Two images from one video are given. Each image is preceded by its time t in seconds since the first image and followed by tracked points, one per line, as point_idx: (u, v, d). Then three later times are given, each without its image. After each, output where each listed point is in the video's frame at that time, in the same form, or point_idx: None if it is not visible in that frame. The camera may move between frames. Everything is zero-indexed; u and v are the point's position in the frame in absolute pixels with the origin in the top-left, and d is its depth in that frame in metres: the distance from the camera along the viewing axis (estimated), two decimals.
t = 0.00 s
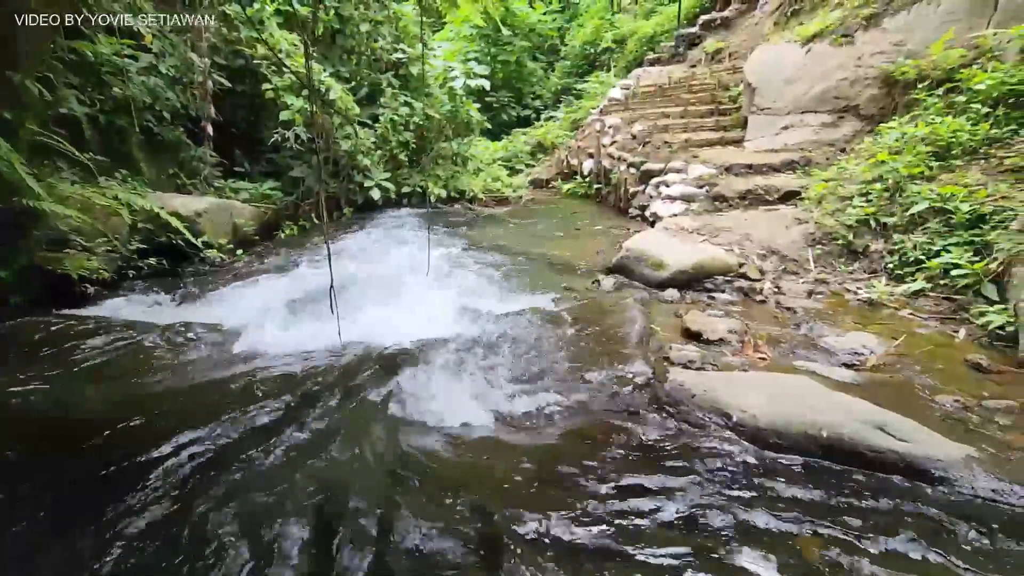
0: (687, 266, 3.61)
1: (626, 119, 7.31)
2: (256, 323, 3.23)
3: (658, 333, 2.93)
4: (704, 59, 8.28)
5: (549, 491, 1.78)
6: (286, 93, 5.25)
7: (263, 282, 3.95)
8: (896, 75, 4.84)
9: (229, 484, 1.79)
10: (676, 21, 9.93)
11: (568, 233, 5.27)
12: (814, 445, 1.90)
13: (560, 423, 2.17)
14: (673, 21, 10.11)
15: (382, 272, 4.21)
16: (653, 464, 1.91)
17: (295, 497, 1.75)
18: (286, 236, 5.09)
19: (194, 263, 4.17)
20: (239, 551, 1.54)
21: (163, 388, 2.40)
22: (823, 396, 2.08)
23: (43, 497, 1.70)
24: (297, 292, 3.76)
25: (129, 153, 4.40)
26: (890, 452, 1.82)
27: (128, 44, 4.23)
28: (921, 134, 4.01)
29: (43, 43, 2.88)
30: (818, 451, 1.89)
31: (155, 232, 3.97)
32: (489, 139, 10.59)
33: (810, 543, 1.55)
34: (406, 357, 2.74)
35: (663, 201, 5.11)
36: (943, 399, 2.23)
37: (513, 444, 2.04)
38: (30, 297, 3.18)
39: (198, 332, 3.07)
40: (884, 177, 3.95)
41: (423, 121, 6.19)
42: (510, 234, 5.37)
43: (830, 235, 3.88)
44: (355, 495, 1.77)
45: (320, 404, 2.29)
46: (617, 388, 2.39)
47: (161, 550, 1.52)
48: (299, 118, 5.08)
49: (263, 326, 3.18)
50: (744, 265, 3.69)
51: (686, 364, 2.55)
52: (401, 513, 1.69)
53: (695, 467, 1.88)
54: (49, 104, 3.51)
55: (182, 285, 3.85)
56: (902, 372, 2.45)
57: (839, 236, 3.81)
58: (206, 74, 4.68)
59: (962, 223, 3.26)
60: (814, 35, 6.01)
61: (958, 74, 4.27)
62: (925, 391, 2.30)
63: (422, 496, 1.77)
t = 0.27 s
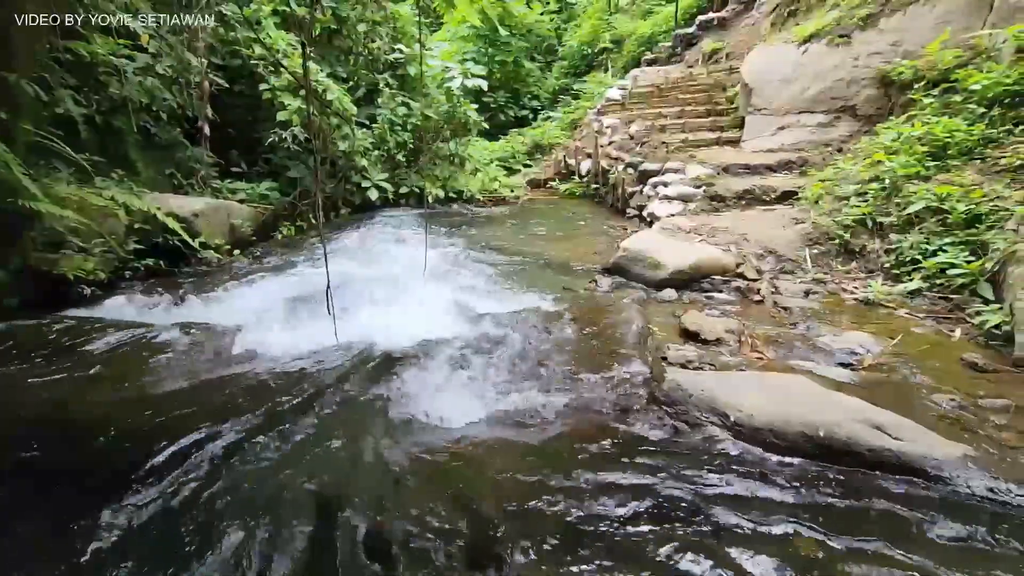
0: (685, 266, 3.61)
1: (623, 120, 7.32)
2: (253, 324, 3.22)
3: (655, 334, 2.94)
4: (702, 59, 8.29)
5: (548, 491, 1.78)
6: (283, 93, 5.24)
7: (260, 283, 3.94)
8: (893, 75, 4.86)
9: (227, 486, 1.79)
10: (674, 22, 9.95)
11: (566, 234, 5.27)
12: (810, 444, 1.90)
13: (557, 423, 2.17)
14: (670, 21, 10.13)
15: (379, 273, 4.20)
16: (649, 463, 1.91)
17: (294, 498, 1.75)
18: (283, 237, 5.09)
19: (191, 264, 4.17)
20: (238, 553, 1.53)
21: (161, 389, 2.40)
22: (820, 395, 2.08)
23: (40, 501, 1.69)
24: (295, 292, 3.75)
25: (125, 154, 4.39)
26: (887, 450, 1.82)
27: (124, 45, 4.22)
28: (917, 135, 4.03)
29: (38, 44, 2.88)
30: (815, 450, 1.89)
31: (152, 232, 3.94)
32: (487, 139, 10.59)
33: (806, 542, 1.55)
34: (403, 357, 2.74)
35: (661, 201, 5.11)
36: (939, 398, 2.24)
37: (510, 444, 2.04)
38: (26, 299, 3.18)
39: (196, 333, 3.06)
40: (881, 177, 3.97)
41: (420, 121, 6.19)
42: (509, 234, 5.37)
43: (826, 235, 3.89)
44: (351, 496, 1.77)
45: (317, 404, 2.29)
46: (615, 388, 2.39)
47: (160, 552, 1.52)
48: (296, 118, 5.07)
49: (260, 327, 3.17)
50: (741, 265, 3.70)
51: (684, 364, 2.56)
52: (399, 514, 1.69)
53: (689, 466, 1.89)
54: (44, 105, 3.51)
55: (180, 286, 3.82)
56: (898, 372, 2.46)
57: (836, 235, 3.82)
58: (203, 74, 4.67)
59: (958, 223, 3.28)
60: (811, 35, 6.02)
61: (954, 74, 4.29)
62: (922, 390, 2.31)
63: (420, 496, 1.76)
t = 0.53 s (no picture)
0: (682, 266, 3.62)
1: (621, 120, 7.33)
2: (251, 325, 3.21)
3: (653, 333, 2.94)
4: (699, 59, 8.32)
5: (547, 491, 1.78)
6: (281, 93, 5.24)
7: (258, 283, 3.93)
8: (889, 76, 4.88)
9: (224, 487, 1.78)
10: (672, 22, 9.97)
11: (564, 234, 5.28)
12: (808, 443, 1.90)
13: (555, 423, 2.17)
14: (667, 22, 10.16)
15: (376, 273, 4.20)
16: (646, 463, 1.91)
17: (292, 499, 1.74)
18: (280, 238, 5.08)
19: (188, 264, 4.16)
20: (236, 552, 1.52)
21: (158, 389, 2.40)
22: (818, 395, 2.08)
23: (37, 502, 1.69)
24: (292, 293, 3.74)
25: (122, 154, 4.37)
26: (884, 449, 1.83)
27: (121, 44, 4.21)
28: (913, 135, 4.05)
29: (35, 44, 2.87)
30: (813, 449, 1.90)
31: (148, 232, 3.92)
32: (485, 140, 10.59)
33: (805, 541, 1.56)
34: (401, 357, 2.74)
35: (658, 201, 5.12)
36: (936, 397, 2.24)
37: (509, 443, 2.04)
38: (22, 300, 3.17)
39: (193, 333, 3.05)
40: (878, 177, 3.98)
41: (418, 121, 6.19)
42: (507, 234, 5.38)
43: (823, 235, 3.90)
44: (350, 495, 1.77)
45: (314, 404, 2.29)
46: (612, 388, 2.40)
47: (157, 552, 1.51)
48: (293, 118, 5.07)
49: (258, 328, 3.16)
50: (739, 265, 3.70)
51: (681, 363, 2.56)
52: (397, 513, 1.69)
53: (688, 466, 1.89)
54: (41, 105, 3.50)
55: (177, 287, 3.81)
56: (895, 371, 2.47)
57: (833, 235, 3.84)
58: (200, 74, 4.66)
59: (954, 222, 3.29)
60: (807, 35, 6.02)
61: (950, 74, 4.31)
62: (918, 389, 2.32)
63: (418, 496, 1.76)
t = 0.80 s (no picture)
0: (679, 265, 3.62)
1: (618, 120, 7.34)
2: (248, 325, 3.21)
3: (650, 333, 2.95)
4: (696, 59, 8.34)
5: (545, 493, 1.77)
6: (277, 93, 5.22)
7: (255, 283, 3.93)
8: (885, 76, 4.90)
9: (223, 487, 1.78)
10: (668, 22, 9.98)
11: (562, 233, 5.28)
12: (804, 442, 1.91)
13: (552, 422, 2.17)
14: (664, 22, 10.17)
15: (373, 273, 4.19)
16: (644, 462, 1.92)
17: (290, 500, 1.74)
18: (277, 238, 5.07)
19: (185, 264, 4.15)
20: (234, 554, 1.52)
21: (155, 390, 2.39)
22: (814, 394, 2.09)
23: (35, 503, 1.68)
24: (289, 293, 3.74)
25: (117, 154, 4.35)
26: (880, 448, 1.83)
27: (117, 44, 4.20)
28: (908, 135, 4.06)
29: (30, 44, 2.85)
30: (809, 448, 1.90)
31: (144, 232, 3.91)
32: (482, 140, 10.58)
33: (802, 539, 1.56)
34: (398, 357, 2.74)
35: (656, 201, 5.12)
36: (931, 396, 2.25)
37: (506, 443, 2.04)
38: (17, 300, 3.16)
39: (190, 333, 3.05)
40: (874, 177, 4.00)
41: (415, 121, 6.18)
42: (504, 234, 5.37)
43: (820, 235, 3.91)
44: (348, 496, 1.77)
45: (312, 404, 2.29)
46: (609, 388, 2.40)
47: (157, 553, 1.50)
48: (290, 118, 5.05)
49: (255, 328, 3.16)
50: (735, 265, 3.71)
51: (678, 363, 2.57)
52: (395, 513, 1.69)
53: (685, 464, 1.89)
54: (36, 105, 3.48)
55: (173, 288, 3.80)
56: (891, 370, 2.48)
57: (829, 235, 3.85)
58: (196, 74, 4.65)
59: (950, 222, 3.31)
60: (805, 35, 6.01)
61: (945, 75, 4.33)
62: (914, 388, 2.33)
63: (416, 496, 1.76)
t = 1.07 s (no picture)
0: (677, 265, 3.62)
1: (615, 120, 7.34)
2: (245, 325, 3.20)
3: (647, 333, 2.95)
4: (693, 59, 8.36)
5: (545, 493, 1.77)
6: (274, 93, 5.20)
7: (252, 284, 3.92)
8: (882, 76, 4.91)
9: (221, 486, 1.78)
10: (665, 22, 10.00)
11: (559, 233, 5.27)
12: (800, 441, 1.91)
13: (550, 422, 2.17)
14: (661, 22, 10.18)
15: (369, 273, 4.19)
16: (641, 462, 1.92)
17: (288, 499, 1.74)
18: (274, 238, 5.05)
19: (182, 264, 4.14)
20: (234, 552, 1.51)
21: (153, 391, 2.38)
22: (810, 393, 2.10)
23: (35, 504, 1.67)
24: (286, 294, 3.73)
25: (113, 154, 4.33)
26: (876, 447, 1.84)
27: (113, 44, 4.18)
28: (905, 134, 4.07)
29: (25, 44, 2.84)
30: (805, 447, 1.91)
31: (140, 232, 3.90)
32: (479, 140, 10.57)
33: (799, 541, 1.56)
34: (395, 357, 2.73)
35: (653, 201, 5.12)
36: (928, 395, 2.26)
37: (504, 443, 2.04)
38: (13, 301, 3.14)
39: (187, 334, 3.04)
40: (870, 176, 4.01)
41: (412, 120, 6.17)
42: (502, 234, 5.37)
43: (817, 234, 3.92)
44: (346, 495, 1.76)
45: (310, 404, 2.28)
46: (607, 387, 2.40)
47: (157, 552, 1.50)
48: (287, 118, 5.04)
49: (252, 328, 3.15)
50: (733, 264, 3.71)
51: (676, 363, 2.57)
52: (393, 513, 1.68)
53: (682, 465, 1.90)
54: (32, 105, 3.46)
55: (170, 288, 3.78)
56: (888, 369, 2.48)
57: (826, 234, 3.85)
58: (193, 74, 4.63)
59: (946, 221, 3.32)
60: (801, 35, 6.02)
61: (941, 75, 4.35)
62: (910, 387, 2.33)
63: (414, 495, 1.76)
